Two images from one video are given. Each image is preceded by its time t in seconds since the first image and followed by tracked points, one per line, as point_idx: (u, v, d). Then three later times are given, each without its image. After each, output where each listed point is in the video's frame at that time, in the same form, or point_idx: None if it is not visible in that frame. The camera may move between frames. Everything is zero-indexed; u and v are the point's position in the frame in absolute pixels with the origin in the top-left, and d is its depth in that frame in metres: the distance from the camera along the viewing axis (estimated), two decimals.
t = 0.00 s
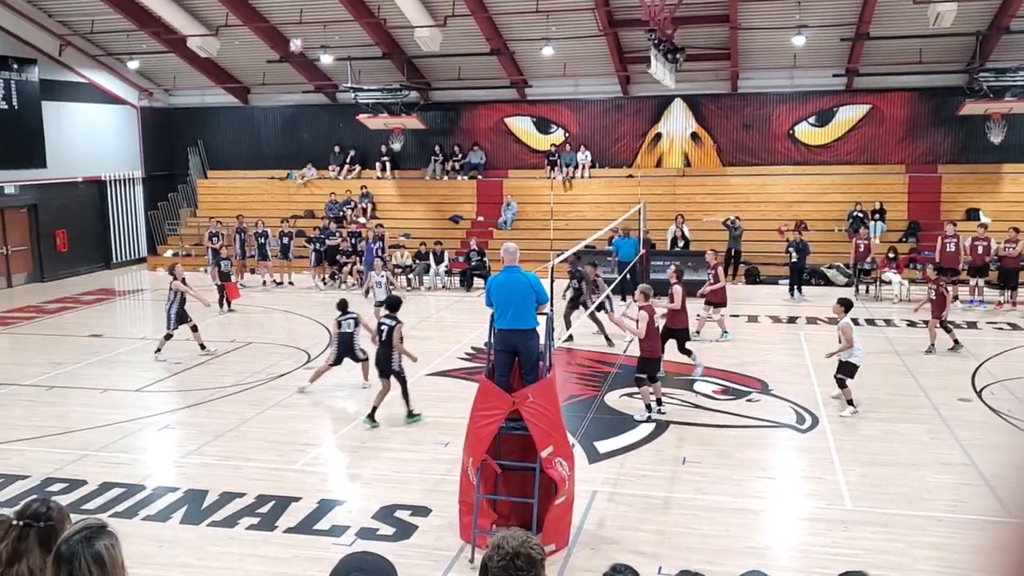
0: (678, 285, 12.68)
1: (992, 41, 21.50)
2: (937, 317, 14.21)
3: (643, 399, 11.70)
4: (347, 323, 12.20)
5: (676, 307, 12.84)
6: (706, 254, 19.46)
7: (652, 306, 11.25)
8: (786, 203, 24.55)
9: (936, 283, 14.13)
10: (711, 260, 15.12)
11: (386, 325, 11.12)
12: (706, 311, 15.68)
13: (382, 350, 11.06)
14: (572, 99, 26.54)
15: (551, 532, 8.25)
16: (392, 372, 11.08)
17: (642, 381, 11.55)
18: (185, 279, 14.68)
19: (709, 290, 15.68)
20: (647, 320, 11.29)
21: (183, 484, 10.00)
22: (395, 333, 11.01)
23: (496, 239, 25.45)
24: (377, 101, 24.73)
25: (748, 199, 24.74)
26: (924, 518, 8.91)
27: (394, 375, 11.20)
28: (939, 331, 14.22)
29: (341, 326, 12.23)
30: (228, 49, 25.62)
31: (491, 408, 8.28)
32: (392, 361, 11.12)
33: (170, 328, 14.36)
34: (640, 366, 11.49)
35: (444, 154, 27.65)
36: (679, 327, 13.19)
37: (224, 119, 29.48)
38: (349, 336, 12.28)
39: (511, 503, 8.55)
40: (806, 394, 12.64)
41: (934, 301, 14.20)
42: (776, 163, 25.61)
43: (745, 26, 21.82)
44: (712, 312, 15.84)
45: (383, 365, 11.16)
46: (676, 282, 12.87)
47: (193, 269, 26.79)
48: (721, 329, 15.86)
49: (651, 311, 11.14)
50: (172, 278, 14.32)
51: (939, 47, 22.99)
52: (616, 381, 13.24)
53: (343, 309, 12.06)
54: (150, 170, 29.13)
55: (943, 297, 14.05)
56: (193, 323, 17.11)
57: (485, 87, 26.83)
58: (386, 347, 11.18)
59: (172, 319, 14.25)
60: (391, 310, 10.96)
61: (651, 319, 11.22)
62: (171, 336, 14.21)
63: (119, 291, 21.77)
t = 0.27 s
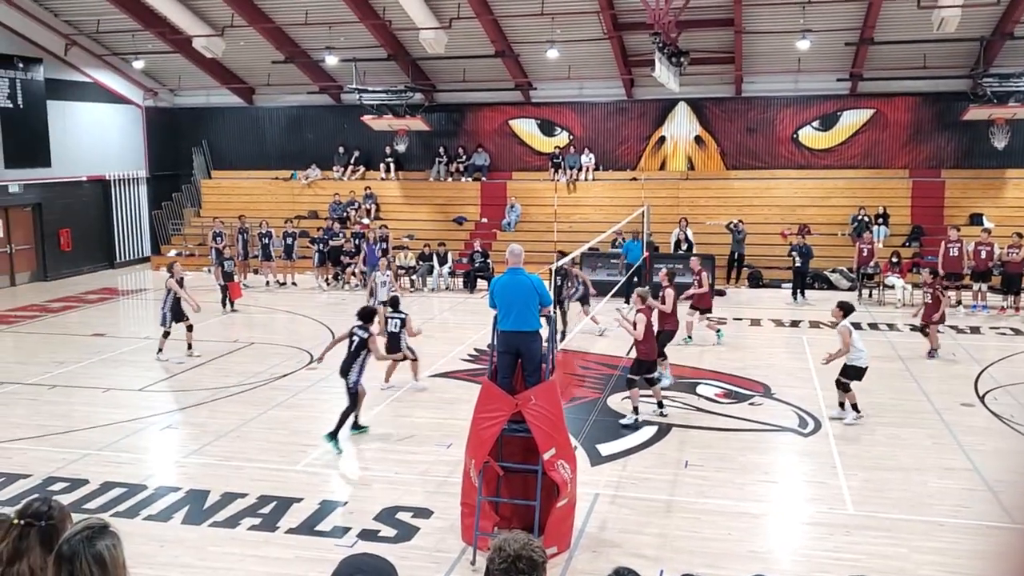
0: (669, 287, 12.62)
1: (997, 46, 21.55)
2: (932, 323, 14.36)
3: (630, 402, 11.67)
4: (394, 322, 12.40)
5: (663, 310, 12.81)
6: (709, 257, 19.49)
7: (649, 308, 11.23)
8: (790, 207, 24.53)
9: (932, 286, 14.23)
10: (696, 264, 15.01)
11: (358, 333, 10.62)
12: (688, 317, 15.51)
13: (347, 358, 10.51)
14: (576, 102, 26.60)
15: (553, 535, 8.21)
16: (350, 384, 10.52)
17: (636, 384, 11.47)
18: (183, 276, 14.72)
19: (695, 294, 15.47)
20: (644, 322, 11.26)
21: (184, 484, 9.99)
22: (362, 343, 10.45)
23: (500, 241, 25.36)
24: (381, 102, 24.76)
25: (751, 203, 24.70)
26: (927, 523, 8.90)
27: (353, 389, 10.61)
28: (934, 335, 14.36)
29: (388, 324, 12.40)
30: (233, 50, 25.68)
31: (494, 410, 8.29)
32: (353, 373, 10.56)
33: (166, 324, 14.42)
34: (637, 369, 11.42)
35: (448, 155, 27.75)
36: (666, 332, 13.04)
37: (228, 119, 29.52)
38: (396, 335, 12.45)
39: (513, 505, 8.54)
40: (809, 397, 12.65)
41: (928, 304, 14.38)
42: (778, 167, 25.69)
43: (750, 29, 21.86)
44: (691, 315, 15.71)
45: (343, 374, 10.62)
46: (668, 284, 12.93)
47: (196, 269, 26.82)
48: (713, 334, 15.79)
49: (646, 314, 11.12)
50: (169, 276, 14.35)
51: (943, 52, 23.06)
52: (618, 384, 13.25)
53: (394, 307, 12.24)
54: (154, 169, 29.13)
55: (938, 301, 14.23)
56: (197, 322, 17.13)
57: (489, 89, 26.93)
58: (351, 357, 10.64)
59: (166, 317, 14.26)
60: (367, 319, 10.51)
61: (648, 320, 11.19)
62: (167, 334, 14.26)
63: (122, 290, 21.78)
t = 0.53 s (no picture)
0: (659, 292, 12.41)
1: (996, 52, 21.54)
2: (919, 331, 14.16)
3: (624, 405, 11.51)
4: (439, 324, 12.86)
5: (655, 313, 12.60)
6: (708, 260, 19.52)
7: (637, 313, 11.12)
8: (789, 210, 24.50)
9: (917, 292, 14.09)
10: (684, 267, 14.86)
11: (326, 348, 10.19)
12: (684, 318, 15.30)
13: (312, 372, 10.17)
14: (576, 105, 26.63)
15: (551, 538, 8.19)
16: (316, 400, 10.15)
17: (627, 390, 11.43)
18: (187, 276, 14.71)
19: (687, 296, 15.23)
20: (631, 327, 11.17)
21: (182, 486, 9.99)
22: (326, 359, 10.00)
23: (500, 243, 25.37)
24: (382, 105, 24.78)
25: (750, 207, 24.68)
26: (924, 528, 8.89)
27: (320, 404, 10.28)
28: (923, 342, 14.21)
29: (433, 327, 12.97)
30: (234, 52, 25.72)
31: (492, 412, 8.27)
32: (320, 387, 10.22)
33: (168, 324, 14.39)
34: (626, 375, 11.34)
35: (448, 157, 27.84)
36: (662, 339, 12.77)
37: (228, 120, 29.63)
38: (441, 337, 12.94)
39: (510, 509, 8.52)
40: (807, 402, 12.64)
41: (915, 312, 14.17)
42: (777, 171, 25.74)
43: (750, 34, 21.90)
44: (685, 317, 15.56)
45: (309, 387, 10.24)
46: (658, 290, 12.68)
47: (195, 270, 26.83)
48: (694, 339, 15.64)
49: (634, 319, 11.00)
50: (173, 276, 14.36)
51: (942, 57, 23.05)
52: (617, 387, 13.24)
53: (436, 311, 12.70)
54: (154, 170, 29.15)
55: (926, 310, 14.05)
56: (196, 323, 17.14)
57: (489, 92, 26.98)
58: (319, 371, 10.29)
59: (169, 317, 14.25)
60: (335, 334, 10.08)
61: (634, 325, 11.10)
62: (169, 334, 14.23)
63: (121, 291, 21.79)
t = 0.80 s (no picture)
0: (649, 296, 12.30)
1: (991, 57, 21.58)
2: (905, 332, 14.08)
3: (619, 409, 11.38)
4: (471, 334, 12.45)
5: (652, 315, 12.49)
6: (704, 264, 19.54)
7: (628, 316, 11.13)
8: (786, 216, 24.58)
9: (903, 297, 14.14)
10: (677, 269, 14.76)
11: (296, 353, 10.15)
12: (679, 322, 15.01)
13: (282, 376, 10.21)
14: (573, 110, 26.68)
15: (548, 543, 8.20)
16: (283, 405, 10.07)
17: (621, 394, 11.35)
18: (195, 278, 14.74)
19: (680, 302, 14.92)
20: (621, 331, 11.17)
21: (178, 490, 9.97)
22: (288, 362, 9.97)
23: (497, 247, 25.36)
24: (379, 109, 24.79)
25: (747, 211, 24.74)
26: (921, 532, 8.90)
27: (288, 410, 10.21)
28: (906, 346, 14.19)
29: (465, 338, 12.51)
30: (232, 55, 25.72)
31: (489, 417, 8.24)
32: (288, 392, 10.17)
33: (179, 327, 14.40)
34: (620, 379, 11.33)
35: (445, 161, 27.83)
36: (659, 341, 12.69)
37: (228, 123, 29.50)
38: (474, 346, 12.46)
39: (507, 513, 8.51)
40: (804, 406, 12.66)
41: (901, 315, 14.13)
42: (774, 175, 25.76)
43: (747, 39, 21.94)
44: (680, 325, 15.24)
45: (275, 392, 10.17)
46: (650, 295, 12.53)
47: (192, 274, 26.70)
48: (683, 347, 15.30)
49: (627, 323, 10.96)
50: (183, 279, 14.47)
51: (937, 62, 23.08)
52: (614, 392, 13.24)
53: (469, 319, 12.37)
54: (150, 174, 29.12)
55: (912, 314, 14.02)
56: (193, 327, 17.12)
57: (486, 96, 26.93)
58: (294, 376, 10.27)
59: (178, 320, 14.27)
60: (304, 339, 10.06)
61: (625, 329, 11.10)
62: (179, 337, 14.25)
63: (118, 294, 21.75)
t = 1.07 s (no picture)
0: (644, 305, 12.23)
1: (988, 62, 21.63)
2: (903, 337, 13.77)
3: (618, 419, 11.44)
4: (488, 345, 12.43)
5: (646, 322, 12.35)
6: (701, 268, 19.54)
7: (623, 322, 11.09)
8: (783, 220, 24.62)
9: (897, 305, 13.87)
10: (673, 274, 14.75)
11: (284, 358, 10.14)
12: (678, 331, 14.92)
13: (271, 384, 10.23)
14: (570, 115, 26.71)
15: (544, 548, 8.17)
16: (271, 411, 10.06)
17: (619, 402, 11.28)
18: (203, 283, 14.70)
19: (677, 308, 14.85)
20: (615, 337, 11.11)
21: (175, 495, 9.95)
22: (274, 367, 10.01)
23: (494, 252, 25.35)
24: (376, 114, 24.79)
25: (743, 216, 24.81)
26: (918, 537, 8.88)
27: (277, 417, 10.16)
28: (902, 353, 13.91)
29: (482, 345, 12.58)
30: (229, 61, 25.72)
31: (487, 421, 8.24)
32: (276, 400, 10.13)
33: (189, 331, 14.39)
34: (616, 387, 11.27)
35: (443, 166, 27.82)
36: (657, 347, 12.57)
37: (226, 128, 29.56)
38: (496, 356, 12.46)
39: (505, 518, 8.48)
40: (801, 410, 12.66)
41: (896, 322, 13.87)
42: (770, 180, 25.82)
43: (744, 44, 21.97)
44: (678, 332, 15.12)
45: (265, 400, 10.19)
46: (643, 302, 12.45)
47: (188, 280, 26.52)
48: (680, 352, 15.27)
49: (621, 328, 10.96)
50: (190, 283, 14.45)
51: (934, 67, 23.15)
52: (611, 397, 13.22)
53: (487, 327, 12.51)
54: (147, 179, 29.15)
55: (908, 320, 13.77)
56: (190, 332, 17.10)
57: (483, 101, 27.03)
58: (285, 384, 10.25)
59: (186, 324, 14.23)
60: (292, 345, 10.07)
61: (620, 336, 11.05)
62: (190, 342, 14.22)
63: (115, 299, 21.74)
